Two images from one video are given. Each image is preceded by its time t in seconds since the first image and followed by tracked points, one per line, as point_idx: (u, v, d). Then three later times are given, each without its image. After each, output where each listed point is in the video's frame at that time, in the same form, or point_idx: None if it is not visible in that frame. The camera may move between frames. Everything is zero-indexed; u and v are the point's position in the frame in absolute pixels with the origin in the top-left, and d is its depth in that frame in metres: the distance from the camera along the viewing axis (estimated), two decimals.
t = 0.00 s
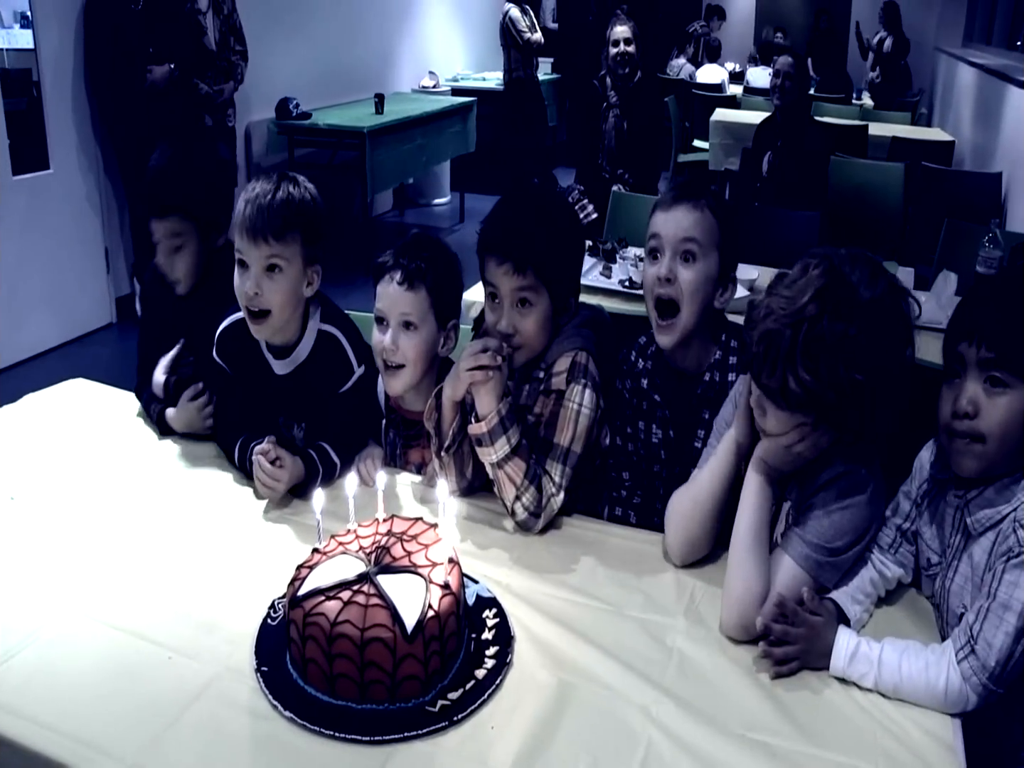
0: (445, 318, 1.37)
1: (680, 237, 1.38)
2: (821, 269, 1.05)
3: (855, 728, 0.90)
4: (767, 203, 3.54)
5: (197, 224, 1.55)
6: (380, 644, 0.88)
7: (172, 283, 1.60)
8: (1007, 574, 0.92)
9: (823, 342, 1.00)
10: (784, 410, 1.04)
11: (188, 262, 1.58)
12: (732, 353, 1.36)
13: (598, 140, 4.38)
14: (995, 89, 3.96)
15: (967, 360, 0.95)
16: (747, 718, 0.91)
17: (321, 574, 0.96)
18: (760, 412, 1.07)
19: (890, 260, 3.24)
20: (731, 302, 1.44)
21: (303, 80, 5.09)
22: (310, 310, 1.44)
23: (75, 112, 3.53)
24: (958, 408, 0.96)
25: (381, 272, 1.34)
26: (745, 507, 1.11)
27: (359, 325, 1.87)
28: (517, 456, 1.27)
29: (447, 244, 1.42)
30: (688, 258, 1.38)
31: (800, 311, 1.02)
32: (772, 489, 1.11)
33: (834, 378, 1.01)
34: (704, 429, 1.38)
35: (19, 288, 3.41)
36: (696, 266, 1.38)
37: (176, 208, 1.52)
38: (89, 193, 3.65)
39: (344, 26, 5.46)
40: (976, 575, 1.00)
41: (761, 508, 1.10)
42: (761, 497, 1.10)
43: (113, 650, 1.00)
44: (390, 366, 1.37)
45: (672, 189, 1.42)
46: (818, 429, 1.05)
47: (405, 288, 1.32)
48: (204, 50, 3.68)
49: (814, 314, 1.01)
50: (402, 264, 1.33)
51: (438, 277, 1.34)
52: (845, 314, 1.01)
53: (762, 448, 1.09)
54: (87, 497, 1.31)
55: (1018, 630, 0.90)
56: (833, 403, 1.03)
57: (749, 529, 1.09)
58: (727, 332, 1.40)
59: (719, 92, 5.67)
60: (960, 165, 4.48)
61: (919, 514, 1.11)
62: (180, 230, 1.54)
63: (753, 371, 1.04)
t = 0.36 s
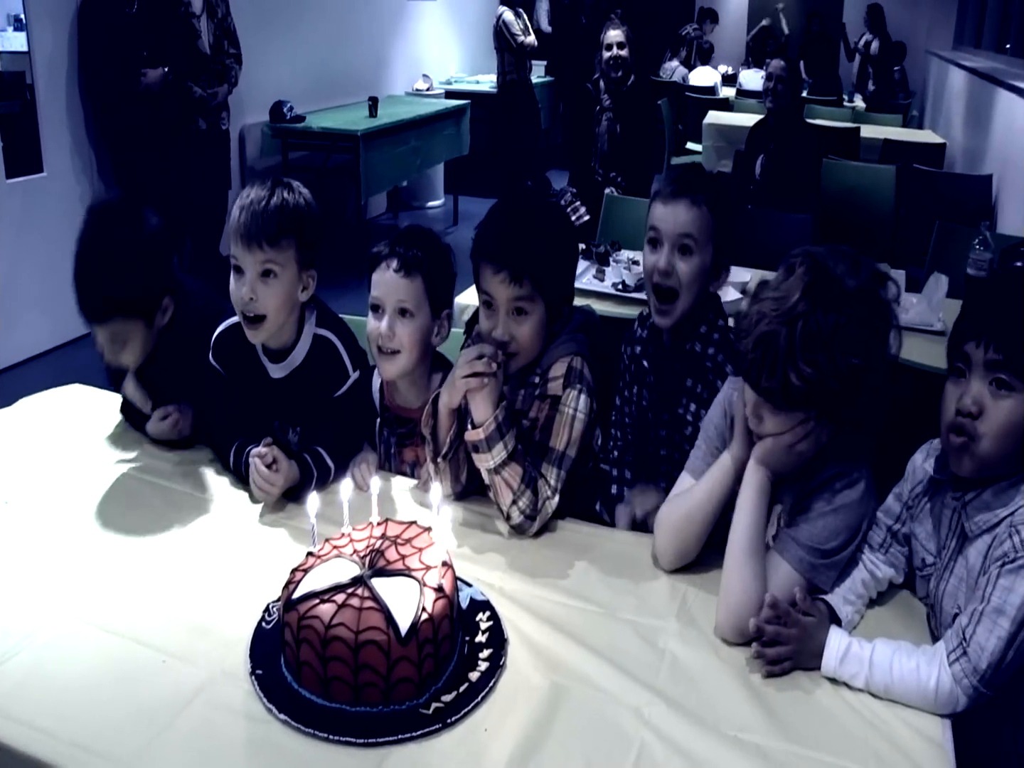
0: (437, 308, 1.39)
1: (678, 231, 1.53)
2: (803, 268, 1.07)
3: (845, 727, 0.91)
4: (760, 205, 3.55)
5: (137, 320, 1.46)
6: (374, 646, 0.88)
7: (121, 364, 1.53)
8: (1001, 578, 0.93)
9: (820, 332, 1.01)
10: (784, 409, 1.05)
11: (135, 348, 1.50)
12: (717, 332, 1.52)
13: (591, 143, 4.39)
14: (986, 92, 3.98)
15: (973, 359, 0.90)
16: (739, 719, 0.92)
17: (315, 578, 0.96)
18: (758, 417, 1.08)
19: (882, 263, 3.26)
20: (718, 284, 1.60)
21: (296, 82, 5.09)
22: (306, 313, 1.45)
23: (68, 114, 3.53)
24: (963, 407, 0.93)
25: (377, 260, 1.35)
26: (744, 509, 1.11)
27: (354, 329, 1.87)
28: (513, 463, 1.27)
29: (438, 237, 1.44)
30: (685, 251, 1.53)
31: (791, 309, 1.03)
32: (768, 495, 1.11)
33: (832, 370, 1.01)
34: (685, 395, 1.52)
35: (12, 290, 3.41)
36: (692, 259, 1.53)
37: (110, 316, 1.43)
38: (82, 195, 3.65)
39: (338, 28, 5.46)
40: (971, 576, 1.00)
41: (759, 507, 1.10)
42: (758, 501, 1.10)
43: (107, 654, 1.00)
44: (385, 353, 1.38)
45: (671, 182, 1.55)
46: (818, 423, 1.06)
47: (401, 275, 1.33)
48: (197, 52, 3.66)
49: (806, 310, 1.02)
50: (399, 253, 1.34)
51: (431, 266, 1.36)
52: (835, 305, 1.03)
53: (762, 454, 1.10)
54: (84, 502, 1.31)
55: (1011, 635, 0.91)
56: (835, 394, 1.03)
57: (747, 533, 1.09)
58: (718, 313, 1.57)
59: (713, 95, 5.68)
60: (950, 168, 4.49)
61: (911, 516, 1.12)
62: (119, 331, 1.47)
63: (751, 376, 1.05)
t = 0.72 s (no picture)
0: (419, 300, 1.48)
1: (659, 230, 1.57)
2: (767, 276, 1.10)
3: (819, 731, 0.93)
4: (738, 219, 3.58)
5: (108, 360, 1.38)
6: (356, 658, 0.89)
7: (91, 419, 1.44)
8: (967, 582, 0.96)
9: (784, 338, 1.04)
10: (753, 414, 1.07)
11: (105, 398, 1.42)
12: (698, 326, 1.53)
13: (571, 159, 4.42)
14: (957, 106, 4.03)
15: (937, 365, 1.00)
16: (717, 724, 0.93)
17: (297, 592, 0.97)
18: (726, 424, 1.10)
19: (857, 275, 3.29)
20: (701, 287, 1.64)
21: (275, 99, 5.10)
22: (289, 326, 1.47)
23: (46, 132, 3.50)
24: (924, 410, 1.01)
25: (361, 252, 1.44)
26: (716, 513, 1.13)
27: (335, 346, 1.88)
28: (490, 475, 1.29)
29: (420, 234, 1.53)
30: (667, 249, 1.57)
31: (755, 315, 1.06)
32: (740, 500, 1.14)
33: (797, 372, 1.05)
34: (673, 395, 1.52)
35: None
36: (675, 255, 1.57)
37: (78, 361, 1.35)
38: (60, 213, 3.63)
39: (317, 45, 5.48)
40: (938, 581, 1.03)
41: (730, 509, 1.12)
42: (729, 510, 1.12)
43: (90, 672, 1.01)
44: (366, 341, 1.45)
45: (648, 186, 1.60)
46: (783, 427, 1.09)
47: (386, 266, 1.42)
48: (177, 69, 3.73)
49: (771, 315, 1.05)
50: (384, 245, 1.43)
51: (412, 257, 1.45)
52: (797, 310, 1.06)
53: (732, 459, 1.12)
54: (71, 519, 1.32)
55: (976, 637, 0.94)
56: (799, 396, 1.06)
57: (718, 539, 1.11)
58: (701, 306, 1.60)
59: (690, 110, 5.72)
60: (924, 181, 4.54)
61: (879, 522, 1.14)
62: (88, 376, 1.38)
63: (717, 382, 1.08)
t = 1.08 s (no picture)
0: (381, 305, 1.47)
1: (644, 274, 1.52)
2: (736, 266, 1.15)
3: (790, 731, 0.94)
4: (710, 227, 3.60)
5: (98, 296, 1.42)
6: (332, 663, 0.90)
7: (63, 363, 1.46)
8: (936, 582, 0.98)
9: (757, 319, 1.08)
10: (723, 397, 1.09)
11: (84, 336, 1.44)
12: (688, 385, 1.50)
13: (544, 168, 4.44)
14: (926, 115, 4.08)
15: (908, 366, 1.02)
16: (690, 725, 0.95)
17: (273, 600, 0.98)
18: (693, 415, 1.12)
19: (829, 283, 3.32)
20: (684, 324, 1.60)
21: (249, 110, 5.10)
22: (260, 326, 1.45)
23: (18, 144, 3.50)
24: (895, 409, 1.02)
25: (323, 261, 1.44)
26: (689, 516, 1.14)
27: (306, 356, 1.88)
28: (485, 476, 1.27)
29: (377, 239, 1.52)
30: (652, 290, 1.52)
31: (727, 297, 1.11)
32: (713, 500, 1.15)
33: (767, 352, 1.07)
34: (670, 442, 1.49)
35: None
36: (659, 295, 1.52)
37: (75, 283, 1.38)
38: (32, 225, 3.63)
39: (290, 55, 5.48)
40: (908, 583, 1.04)
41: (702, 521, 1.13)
42: (702, 512, 1.13)
43: (67, 679, 1.01)
44: (329, 345, 1.45)
45: (633, 227, 1.55)
46: (751, 415, 1.11)
47: (349, 272, 1.42)
48: (149, 80, 3.74)
49: (742, 297, 1.10)
50: (347, 252, 1.43)
51: (374, 265, 1.45)
52: (768, 298, 1.11)
53: (702, 449, 1.14)
54: (51, 527, 1.33)
55: (945, 636, 0.96)
56: (768, 378, 1.08)
57: (694, 541, 1.12)
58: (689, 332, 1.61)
59: (663, 119, 5.76)
60: (895, 189, 4.59)
61: (849, 526, 1.15)
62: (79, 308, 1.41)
63: (688, 361, 1.10)
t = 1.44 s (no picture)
0: (365, 317, 1.48)
1: (637, 285, 1.56)
2: (709, 271, 1.15)
3: (779, 732, 0.94)
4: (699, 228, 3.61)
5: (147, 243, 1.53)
6: (322, 666, 0.90)
7: (117, 308, 1.54)
8: (925, 582, 0.99)
9: (730, 324, 1.09)
10: (703, 403, 1.10)
11: (137, 282, 1.54)
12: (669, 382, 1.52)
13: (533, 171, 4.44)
14: (915, 116, 4.09)
15: (895, 366, 1.04)
16: (678, 725, 0.95)
17: (263, 602, 0.97)
18: (674, 423, 1.13)
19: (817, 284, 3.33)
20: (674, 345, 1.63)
21: (237, 115, 5.10)
22: (248, 326, 1.45)
23: (8, 149, 3.49)
24: (884, 410, 1.05)
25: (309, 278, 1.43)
26: (676, 518, 1.15)
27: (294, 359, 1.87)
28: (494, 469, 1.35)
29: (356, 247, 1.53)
30: (643, 301, 1.56)
31: (700, 305, 1.11)
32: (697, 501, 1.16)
33: (743, 357, 1.08)
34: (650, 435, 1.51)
35: None
36: (650, 308, 1.55)
37: (132, 230, 1.49)
38: (22, 230, 3.62)
39: (278, 60, 5.48)
40: (897, 585, 1.04)
41: (690, 519, 1.14)
42: (690, 511, 1.14)
43: (60, 683, 1.01)
44: (321, 366, 1.46)
45: (631, 238, 1.61)
46: (731, 418, 1.12)
47: (337, 289, 1.42)
48: (138, 85, 3.74)
49: (715, 304, 1.10)
50: (331, 267, 1.42)
51: (360, 275, 1.46)
52: (740, 300, 1.11)
53: (683, 455, 1.14)
54: (40, 532, 1.33)
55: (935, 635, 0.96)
56: (746, 382, 1.09)
57: (681, 540, 1.13)
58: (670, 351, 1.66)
59: (652, 121, 5.76)
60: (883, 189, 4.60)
61: (838, 529, 1.15)
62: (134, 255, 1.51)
63: (668, 372, 1.11)
